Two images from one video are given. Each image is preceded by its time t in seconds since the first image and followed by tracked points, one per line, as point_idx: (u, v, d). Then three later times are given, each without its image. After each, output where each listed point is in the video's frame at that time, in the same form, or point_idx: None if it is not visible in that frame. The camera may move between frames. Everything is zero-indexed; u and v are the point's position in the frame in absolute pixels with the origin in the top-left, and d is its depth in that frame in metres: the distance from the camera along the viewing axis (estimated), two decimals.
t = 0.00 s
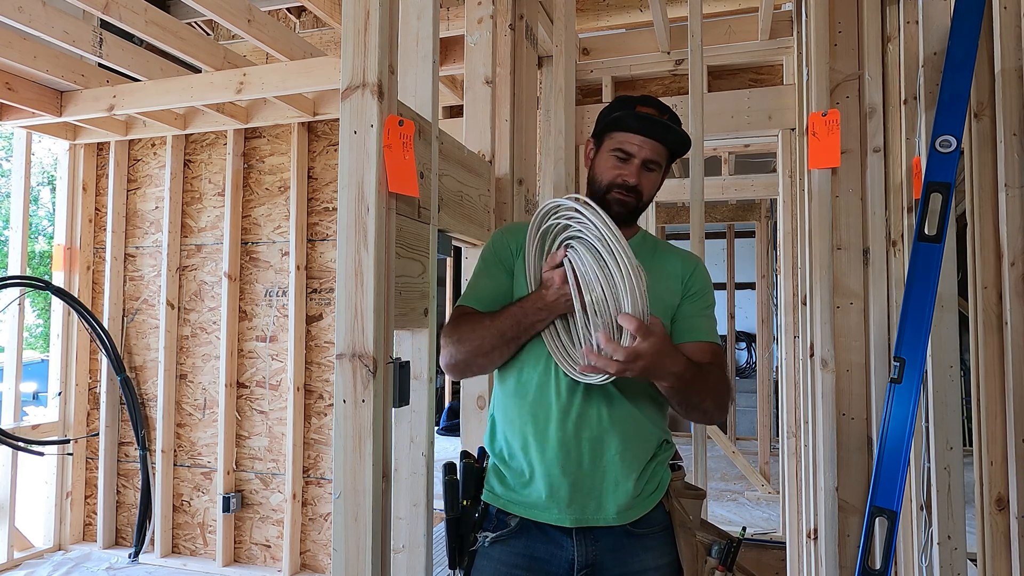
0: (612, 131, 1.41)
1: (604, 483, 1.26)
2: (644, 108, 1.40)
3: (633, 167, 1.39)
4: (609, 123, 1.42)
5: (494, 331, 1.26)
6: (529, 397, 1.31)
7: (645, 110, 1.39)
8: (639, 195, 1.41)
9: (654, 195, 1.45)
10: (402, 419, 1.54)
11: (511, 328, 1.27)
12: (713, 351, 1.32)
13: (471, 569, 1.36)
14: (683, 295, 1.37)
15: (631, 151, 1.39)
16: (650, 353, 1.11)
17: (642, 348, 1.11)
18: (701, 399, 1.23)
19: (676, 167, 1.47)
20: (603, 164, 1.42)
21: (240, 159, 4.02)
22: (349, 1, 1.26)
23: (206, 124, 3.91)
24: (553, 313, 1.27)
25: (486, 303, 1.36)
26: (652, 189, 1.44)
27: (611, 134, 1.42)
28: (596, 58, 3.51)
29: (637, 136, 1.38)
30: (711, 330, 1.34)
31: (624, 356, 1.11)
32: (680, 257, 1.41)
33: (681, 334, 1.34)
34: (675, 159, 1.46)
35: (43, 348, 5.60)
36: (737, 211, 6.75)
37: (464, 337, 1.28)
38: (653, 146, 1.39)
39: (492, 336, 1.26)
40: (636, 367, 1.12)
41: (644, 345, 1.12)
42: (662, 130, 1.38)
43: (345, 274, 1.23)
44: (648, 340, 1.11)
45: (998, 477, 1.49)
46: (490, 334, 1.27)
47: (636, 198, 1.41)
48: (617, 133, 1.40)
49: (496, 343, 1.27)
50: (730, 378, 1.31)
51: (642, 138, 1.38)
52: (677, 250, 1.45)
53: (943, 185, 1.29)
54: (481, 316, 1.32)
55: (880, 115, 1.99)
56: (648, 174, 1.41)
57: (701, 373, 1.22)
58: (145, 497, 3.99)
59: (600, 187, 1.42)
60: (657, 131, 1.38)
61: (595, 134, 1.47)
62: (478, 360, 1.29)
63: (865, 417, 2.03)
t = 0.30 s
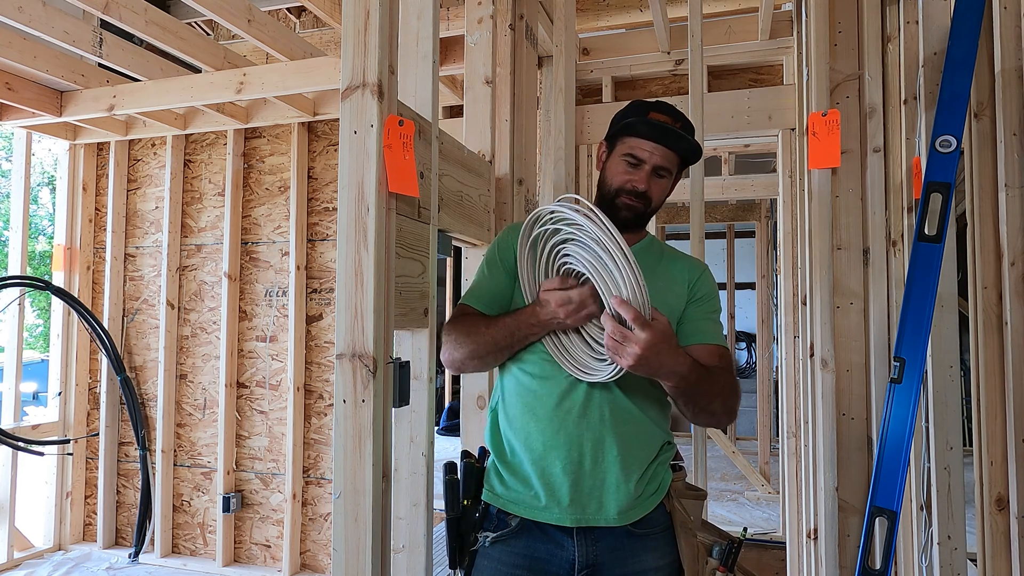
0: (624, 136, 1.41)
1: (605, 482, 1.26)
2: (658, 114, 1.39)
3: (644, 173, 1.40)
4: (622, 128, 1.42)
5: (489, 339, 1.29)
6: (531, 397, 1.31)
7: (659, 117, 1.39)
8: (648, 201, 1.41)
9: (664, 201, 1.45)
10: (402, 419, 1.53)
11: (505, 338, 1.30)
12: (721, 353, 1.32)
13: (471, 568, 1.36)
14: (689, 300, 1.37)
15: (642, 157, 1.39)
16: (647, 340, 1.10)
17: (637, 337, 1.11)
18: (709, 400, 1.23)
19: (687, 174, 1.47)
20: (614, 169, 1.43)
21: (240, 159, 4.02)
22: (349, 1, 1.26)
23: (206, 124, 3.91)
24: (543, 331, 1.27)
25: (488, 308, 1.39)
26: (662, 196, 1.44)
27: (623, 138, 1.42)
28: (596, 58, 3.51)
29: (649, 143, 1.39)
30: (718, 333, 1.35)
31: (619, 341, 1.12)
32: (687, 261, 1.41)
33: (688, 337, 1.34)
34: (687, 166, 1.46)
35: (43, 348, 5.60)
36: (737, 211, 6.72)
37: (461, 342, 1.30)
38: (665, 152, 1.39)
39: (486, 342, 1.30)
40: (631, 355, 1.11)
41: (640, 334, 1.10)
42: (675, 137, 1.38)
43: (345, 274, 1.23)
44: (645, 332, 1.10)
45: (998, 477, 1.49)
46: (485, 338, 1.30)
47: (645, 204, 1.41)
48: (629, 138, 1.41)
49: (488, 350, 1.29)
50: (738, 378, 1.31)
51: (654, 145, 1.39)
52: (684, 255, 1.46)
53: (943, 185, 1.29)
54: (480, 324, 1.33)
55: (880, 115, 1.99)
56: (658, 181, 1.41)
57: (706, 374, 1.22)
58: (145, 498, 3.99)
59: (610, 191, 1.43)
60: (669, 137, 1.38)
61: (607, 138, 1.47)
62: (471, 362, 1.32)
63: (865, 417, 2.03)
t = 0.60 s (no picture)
0: (622, 141, 1.41)
1: (608, 483, 1.26)
2: (655, 118, 1.39)
3: (642, 176, 1.40)
4: (619, 133, 1.42)
5: (479, 345, 1.31)
6: (535, 398, 1.32)
7: (656, 120, 1.39)
8: (647, 205, 1.41)
9: (664, 204, 1.45)
10: (402, 419, 1.53)
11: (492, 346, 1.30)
12: (726, 351, 1.32)
13: (474, 568, 1.37)
14: (692, 301, 1.37)
15: (640, 161, 1.39)
16: (638, 345, 1.09)
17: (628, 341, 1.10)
18: (711, 399, 1.22)
19: (687, 176, 1.47)
20: (612, 174, 1.43)
21: (240, 159, 4.02)
22: (349, 0, 1.26)
23: (206, 124, 3.91)
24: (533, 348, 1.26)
25: (495, 317, 1.41)
26: (661, 199, 1.43)
27: (621, 143, 1.42)
28: (596, 58, 3.51)
29: (646, 146, 1.39)
30: (723, 332, 1.34)
31: (612, 347, 1.11)
32: (689, 262, 1.42)
33: (692, 338, 1.34)
34: (686, 169, 1.46)
35: (43, 348, 5.60)
36: (737, 211, 6.72)
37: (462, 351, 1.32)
38: (663, 156, 1.39)
39: (476, 348, 1.31)
40: (622, 361, 1.11)
41: (631, 339, 1.09)
42: (672, 140, 1.38)
43: (345, 274, 1.24)
44: (636, 337, 1.09)
45: (998, 477, 1.49)
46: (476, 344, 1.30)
47: (644, 207, 1.41)
48: (626, 143, 1.41)
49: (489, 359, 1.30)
50: (744, 375, 1.30)
51: (651, 148, 1.38)
52: (687, 257, 1.46)
53: (943, 185, 1.29)
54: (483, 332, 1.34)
55: (880, 115, 1.99)
56: (657, 184, 1.41)
57: (707, 373, 1.21)
58: (145, 498, 3.99)
59: (609, 196, 1.43)
60: (666, 141, 1.38)
61: (606, 143, 1.47)
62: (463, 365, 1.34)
63: (865, 417, 2.03)
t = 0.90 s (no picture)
0: (616, 143, 1.41)
1: (610, 482, 1.26)
2: (647, 119, 1.39)
3: (637, 177, 1.40)
4: (612, 135, 1.42)
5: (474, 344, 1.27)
6: (536, 398, 1.32)
7: (648, 121, 1.39)
8: (644, 206, 1.41)
9: (661, 204, 1.45)
10: (402, 418, 1.53)
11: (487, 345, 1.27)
12: (725, 351, 1.32)
13: (476, 568, 1.37)
14: (692, 301, 1.37)
15: (634, 162, 1.40)
16: (629, 358, 1.08)
17: (620, 353, 1.08)
18: (710, 403, 1.21)
19: (683, 175, 1.47)
20: (608, 176, 1.43)
21: (240, 159, 4.02)
22: (349, 0, 1.26)
23: (206, 124, 3.91)
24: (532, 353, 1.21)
25: (491, 316, 1.40)
26: (658, 199, 1.43)
27: (614, 145, 1.42)
28: (596, 58, 3.51)
29: (640, 147, 1.39)
30: (722, 332, 1.34)
31: (603, 357, 1.10)
32: (689, 262, 1.41)
33: (692, 337, 1.34)
34: (681, 168, 1.46)
35: (43, 348, 5.61)
36: (737, 211, 6.72)
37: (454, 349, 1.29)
38: (657, 156, 1.39)
39: (471, 348, 1.27)
40: (613, 372, 1.09)
41: (622, 351, 1.08)
42: (665, 140, 1.38)
43: (346, 274, 1.24)
44: (628, 351, 1.08)
45: (998, 477, 1.49)
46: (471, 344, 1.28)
47: (641, 208, 1.41)
48: (620, 145, 1.41)
49: (481, 358, 1.27)
50: (745, 376, 1.29)
51: (645, 149, 1.39)
52: (687, 257, 1.45)
53: (943, 185, 1.29)
54: (480, 331, 1.32)
55: (880, 115, 1.99)
56: (653, 184, 1.41)
57: (704, 378, 1.21)
58: (145, 498, 3.99)
59: (605, 198, 1.43)
60: (659, 141, 1.38)
61: (600, 146, 1.47)
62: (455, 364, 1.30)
63: (865, 416, 2.03)
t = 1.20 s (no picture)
0: (616, 143, 1.41)
1: (611, 482, 1.26)
2: (646, 119, 1.39)
3: (637, 177, 1.40)
4: (612, 135, 1.42)
5: (477, 338, 1.27)
6: (537, 398, 1.32)
7: (649, 121, 1.39)
8: (644, 205, 1.41)
9: (661, 203, 1.45)
10: (402, 419, 1.53)
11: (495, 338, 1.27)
12: (726, 350, 1.32)
13: (477, 568, 1.36)
14: (693, 300, 1.37)
15: (634, 162, 1.40)
16: (638, 352, 1.08)
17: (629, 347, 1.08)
18: (715, 401, 1.21)
19: (683, 174, 1.47)
20: (608, 176, 1.43)
21: (240, 159, 4.02)
22: (349, 1, 1.26)
23: (206, 124, 3.91)
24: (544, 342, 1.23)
25: (487, 308, 1.39)
26: (658, 199, 1.44)
27: (614, 145, 1.42)
28: (596, 58, 3.51)
29: (640, 147, 1.39)
30: (722, 332, 1.34)
31: (612, 352, 1.10)
32: (688, 262, 1.42)
33: (692, 337, 1.34)
34: (681, 167, 1.46)
35: (43, 348, 5.61)
36: (737, 211, 6.72)
37: (454, 343, 1.28)
38: (657, 156, 1.39)
39: (474, 341, 1.27)
40: (621, 365, 1.09)
41: (632, 345, 1.08)
42: (665, 140, 1.38)
43: (345, 275, 1.24)
44: (638, 345, 1.08)
45: (998, 477, 1.49)
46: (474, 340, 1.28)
47: (641, 207, 1.41)
48: (620, 145, 1.41)
49: (487, 351, 1.27)
50: (745, 375, 1.29)
51: (646, 149, 1.39)
52: (686, 258, 1.46)
53: (943, 185, 1.29)
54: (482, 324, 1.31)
55: (880, 115, 1.99)
56: (653, 184, 1.41)
57: (709, 376, 1.21)
58: (145, 498, 3.99)
59: (606, 198, 1.43)
60: (659, 141, 1.38)
61: (599, 146, 1.47)
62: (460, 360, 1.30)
63: (865, 417, 2.03)
